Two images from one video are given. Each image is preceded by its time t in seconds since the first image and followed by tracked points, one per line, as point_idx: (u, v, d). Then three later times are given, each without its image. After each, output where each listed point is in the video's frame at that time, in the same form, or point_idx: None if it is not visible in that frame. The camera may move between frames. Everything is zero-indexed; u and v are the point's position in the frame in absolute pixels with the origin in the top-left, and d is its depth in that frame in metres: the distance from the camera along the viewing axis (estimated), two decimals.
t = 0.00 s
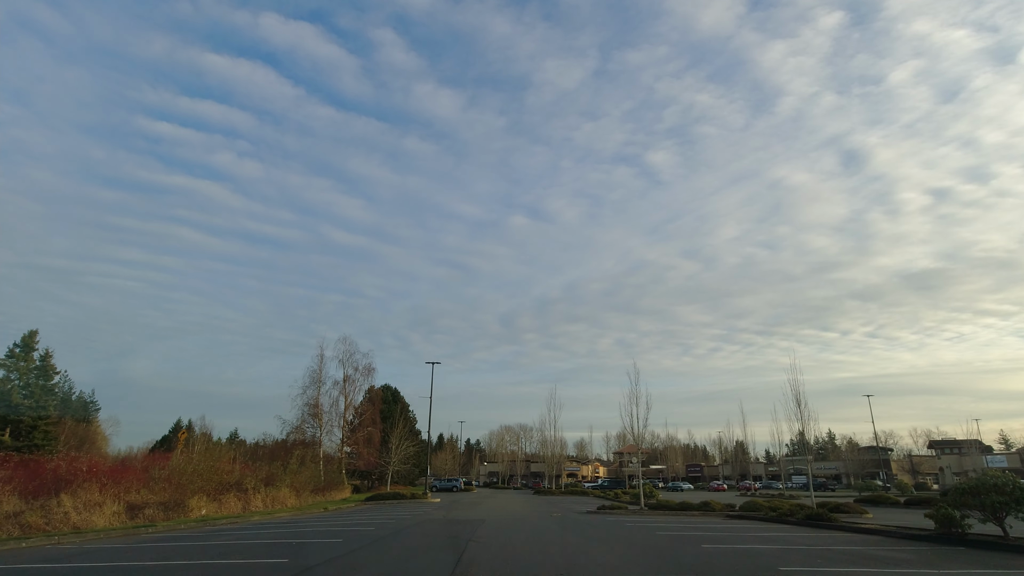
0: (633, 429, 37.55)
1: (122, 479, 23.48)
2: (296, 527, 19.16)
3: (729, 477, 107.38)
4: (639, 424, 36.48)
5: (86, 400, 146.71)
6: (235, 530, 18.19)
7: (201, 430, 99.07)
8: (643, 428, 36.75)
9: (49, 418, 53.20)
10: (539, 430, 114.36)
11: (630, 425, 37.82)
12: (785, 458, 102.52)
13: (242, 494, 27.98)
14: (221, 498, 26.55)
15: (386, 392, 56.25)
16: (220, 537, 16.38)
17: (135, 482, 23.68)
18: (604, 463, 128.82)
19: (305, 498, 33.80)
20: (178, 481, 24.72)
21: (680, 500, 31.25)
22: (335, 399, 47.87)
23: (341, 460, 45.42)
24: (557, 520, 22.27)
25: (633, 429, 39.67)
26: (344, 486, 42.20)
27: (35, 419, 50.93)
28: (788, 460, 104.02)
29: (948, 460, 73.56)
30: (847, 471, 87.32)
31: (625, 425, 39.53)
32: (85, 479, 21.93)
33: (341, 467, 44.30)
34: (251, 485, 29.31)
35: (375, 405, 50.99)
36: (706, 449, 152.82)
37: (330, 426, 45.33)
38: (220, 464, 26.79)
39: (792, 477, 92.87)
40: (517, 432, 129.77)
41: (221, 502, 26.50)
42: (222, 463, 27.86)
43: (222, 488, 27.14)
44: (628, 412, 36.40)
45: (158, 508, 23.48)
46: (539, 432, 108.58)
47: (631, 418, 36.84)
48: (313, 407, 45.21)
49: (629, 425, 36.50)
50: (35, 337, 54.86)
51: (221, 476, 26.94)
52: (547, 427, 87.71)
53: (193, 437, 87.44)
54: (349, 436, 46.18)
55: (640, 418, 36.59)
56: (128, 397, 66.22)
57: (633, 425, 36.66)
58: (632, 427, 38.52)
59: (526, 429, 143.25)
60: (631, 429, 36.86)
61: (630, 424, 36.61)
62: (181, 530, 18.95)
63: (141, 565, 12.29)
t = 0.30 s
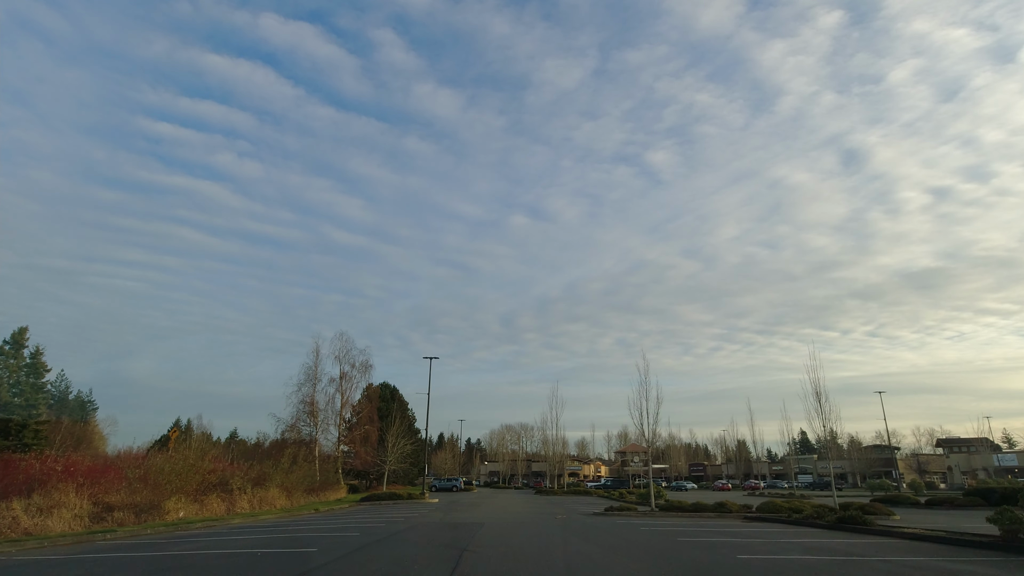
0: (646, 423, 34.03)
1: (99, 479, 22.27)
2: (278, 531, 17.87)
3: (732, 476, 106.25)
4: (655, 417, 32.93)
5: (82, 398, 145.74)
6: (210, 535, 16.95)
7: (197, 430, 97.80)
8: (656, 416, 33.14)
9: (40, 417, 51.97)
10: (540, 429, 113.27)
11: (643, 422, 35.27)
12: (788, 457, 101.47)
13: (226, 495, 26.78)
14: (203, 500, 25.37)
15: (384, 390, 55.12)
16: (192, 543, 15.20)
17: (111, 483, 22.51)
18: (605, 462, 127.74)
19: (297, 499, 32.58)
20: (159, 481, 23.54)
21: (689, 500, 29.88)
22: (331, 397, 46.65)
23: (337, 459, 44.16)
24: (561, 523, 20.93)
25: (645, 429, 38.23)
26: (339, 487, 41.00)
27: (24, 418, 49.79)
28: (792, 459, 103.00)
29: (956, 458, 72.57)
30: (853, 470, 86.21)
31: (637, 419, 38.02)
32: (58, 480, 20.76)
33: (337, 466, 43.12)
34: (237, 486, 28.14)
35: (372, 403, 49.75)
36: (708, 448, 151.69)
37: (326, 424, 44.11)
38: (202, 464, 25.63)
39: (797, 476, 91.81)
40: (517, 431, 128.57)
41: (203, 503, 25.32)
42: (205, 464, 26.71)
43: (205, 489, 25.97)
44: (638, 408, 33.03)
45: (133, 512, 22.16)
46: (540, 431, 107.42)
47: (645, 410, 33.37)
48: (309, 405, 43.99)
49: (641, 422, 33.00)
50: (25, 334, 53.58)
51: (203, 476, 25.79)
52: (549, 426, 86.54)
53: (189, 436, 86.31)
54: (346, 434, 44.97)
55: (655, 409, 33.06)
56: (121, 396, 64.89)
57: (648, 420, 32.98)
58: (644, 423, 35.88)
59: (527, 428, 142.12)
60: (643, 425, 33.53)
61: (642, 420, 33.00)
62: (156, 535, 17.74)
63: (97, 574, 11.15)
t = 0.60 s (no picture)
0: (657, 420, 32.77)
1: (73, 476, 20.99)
2: (258, 534, 16.65)
3: (735, 475, 105.07)
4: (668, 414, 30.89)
5: (79, 397, 144.56)
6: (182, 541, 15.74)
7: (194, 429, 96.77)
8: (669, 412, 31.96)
9: (29, 415, 50.76)
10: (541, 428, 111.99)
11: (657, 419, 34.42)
12: (792, 455, 100.22)
13: (208, 496, 25.60)
14: (182, 500, 24.17)
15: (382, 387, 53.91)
16: (155, 550, 13.91)
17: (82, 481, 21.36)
18: (607, 461, 126.50)
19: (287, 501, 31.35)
20: (136, 478, 22.40)
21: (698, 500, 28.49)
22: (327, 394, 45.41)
23: (332, 457, 42.87)
24: (564, 524, 19.63)
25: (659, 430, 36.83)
26: (334, 487, 39.80)
27: (13, 416, 48.56)
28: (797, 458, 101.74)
29: (965, 457, 71.44)
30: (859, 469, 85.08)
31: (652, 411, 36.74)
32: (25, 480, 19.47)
33: (332, 465, 41.88)
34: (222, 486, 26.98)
35: (369, 400, 48.50)
36: (710, 447, 150.63)
37: (321, 421, 42.86)
38: (182, 463, 24.44)
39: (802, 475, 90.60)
40: (518, 430, 127.34)
41: (182, 504, 24.12)
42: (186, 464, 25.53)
43: (185, 490, 24.78)
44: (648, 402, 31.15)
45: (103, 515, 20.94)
46: (541, 430, 106.17)
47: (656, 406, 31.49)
48: (303, 401, 42.72)
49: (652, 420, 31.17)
50: (15, 330, 52.40)
51: (183, 476, 24.61)
52: (550, 425, 85.28)
53: (185, 435, 85.05)
54: (343, 431, 43.78)
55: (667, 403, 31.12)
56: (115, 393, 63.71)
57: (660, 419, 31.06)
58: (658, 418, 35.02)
59: (528, 427, 140.92)
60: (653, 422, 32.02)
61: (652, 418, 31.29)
62: (123, 542, 16.51)
63: None
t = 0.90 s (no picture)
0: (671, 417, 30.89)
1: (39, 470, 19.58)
2: (226, 538, 15.31)
3: (738, 474, 103.99)
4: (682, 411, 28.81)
5: (77, 395, 143.93)
6: (139, 548, 14.36)
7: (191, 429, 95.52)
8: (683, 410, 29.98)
9: (19, 414, 49.54)
10: (542, 427, 110.88)
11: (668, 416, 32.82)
12: (796, 455, 99.13)
13: (187, 497, 24.41)
14: (157, 502, 22.95)
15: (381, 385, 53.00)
16: (106, 560, 12.66)
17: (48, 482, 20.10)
18: (608, 460, 125.56)
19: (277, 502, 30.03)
20: (105, 479, 21.17)
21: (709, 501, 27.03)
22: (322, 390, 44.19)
23: (327, 456, 41.57)
24: (568, 526, 18.26)
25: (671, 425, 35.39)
26: (329, 487, 38.56)
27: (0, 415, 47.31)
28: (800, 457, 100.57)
29: (974, 456, 70.23)
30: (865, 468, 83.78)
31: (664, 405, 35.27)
32: None
33: (326, 464, 40.65)
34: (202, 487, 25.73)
35: (366, 397, 47.26)
36: (712, 446, 149.65)
37: (316, 419, 41.60)
38: (156, 463, 23.23)
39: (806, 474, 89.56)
40: (518, 429, 126.30)
41: (157, 506, 22.90)
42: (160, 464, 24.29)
43: (160, 491, 23.54)
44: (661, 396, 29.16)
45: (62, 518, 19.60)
46: (542, 429, 105.02)
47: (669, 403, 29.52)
48: (297, 398, 41.47)
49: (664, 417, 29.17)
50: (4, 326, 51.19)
51: (157, 477, 23.37)
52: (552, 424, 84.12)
53: (182, 434, 83.93)
54: (338, 429, 42.52)
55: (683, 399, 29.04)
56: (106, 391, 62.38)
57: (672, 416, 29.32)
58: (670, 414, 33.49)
59: (528, 426, 139.82)
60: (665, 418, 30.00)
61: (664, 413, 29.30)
62: (79, 550, 15.21)
63: None
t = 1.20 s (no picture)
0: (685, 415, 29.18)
1: None
2: (197, 544, 14.02)
3: (741, 474, 102.64)
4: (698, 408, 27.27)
5: (75, 394, 143.01)
6: (96, 558, 13.03)
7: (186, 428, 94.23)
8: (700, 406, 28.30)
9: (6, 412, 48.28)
10: (543, 426, 109.69)
11: (681, 414, 31.22)
12: (800, 454, 97.77)
13: (164, 499, 23.12)
14: (129, 503, 21.61)
15: (378, 383, 51.86)
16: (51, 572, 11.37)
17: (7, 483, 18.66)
18: (610, 459, 124.35)
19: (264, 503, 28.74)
20: (71, 478, 19.85)
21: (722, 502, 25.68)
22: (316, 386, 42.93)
23: (322, 455, 40.31)
24: (575, 529, 16.94)
25: (681, 419, 34.02)
26: (322, 486, 37.30)
27: None
28: (805, 456, 99.16)
29: (982, 455, 69.11)
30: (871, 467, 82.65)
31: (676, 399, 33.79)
32: None
33: (320, 463, 39.36)
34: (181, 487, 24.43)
35: (363, 394, 46.02)
36: (714, 445, 148.34)
37: (310, 417, 40.35)
38: (128, 461, 21.92)
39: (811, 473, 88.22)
40: (519, 428, 125.14)
41: (129, 508, 21.55)
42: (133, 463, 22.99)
43: (133, 491, 22.25)
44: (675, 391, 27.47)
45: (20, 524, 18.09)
46: (543, 428, 103.79)
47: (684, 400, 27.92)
48: (291, 395, 40.20)
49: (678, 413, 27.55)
50: None
51: (128, 476, 22.06)
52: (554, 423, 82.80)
53: (179, 433, 82.80)
54: (334, 427, 41.27)
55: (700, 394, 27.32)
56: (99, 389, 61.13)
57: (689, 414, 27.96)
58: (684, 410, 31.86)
59: (529, 426, 138.68)
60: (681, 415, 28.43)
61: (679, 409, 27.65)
62: (30, 559, 13.91)
63: None
